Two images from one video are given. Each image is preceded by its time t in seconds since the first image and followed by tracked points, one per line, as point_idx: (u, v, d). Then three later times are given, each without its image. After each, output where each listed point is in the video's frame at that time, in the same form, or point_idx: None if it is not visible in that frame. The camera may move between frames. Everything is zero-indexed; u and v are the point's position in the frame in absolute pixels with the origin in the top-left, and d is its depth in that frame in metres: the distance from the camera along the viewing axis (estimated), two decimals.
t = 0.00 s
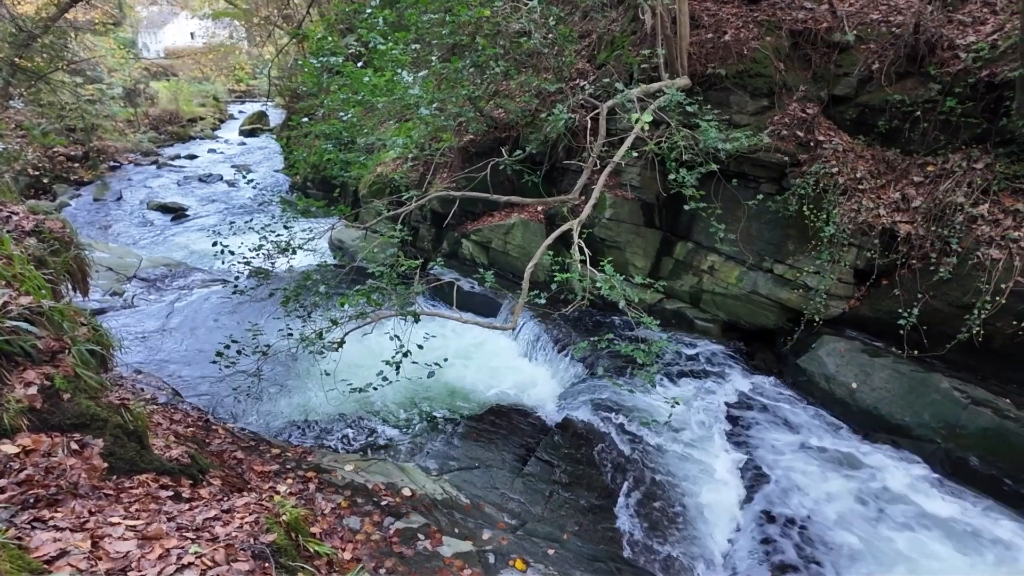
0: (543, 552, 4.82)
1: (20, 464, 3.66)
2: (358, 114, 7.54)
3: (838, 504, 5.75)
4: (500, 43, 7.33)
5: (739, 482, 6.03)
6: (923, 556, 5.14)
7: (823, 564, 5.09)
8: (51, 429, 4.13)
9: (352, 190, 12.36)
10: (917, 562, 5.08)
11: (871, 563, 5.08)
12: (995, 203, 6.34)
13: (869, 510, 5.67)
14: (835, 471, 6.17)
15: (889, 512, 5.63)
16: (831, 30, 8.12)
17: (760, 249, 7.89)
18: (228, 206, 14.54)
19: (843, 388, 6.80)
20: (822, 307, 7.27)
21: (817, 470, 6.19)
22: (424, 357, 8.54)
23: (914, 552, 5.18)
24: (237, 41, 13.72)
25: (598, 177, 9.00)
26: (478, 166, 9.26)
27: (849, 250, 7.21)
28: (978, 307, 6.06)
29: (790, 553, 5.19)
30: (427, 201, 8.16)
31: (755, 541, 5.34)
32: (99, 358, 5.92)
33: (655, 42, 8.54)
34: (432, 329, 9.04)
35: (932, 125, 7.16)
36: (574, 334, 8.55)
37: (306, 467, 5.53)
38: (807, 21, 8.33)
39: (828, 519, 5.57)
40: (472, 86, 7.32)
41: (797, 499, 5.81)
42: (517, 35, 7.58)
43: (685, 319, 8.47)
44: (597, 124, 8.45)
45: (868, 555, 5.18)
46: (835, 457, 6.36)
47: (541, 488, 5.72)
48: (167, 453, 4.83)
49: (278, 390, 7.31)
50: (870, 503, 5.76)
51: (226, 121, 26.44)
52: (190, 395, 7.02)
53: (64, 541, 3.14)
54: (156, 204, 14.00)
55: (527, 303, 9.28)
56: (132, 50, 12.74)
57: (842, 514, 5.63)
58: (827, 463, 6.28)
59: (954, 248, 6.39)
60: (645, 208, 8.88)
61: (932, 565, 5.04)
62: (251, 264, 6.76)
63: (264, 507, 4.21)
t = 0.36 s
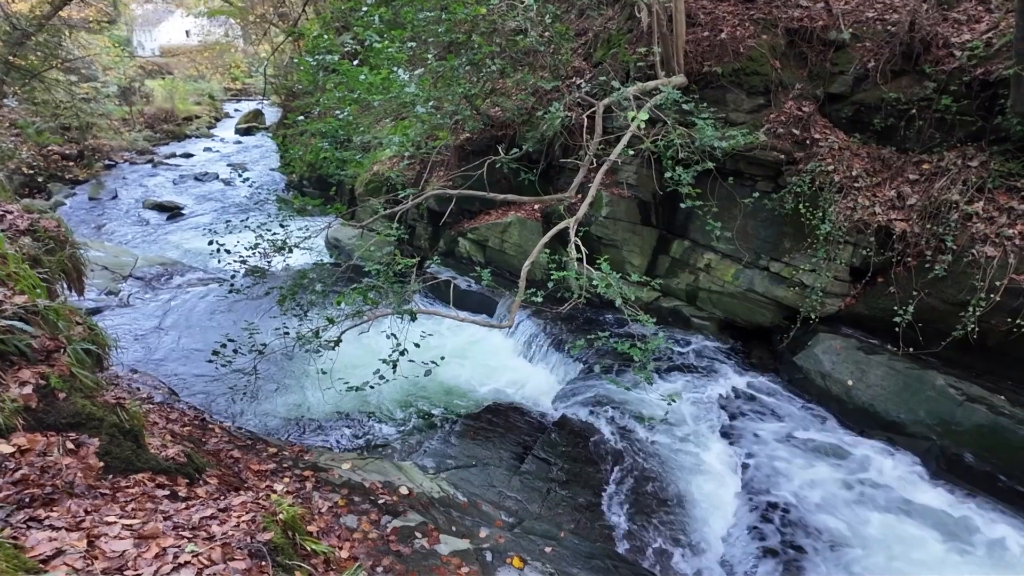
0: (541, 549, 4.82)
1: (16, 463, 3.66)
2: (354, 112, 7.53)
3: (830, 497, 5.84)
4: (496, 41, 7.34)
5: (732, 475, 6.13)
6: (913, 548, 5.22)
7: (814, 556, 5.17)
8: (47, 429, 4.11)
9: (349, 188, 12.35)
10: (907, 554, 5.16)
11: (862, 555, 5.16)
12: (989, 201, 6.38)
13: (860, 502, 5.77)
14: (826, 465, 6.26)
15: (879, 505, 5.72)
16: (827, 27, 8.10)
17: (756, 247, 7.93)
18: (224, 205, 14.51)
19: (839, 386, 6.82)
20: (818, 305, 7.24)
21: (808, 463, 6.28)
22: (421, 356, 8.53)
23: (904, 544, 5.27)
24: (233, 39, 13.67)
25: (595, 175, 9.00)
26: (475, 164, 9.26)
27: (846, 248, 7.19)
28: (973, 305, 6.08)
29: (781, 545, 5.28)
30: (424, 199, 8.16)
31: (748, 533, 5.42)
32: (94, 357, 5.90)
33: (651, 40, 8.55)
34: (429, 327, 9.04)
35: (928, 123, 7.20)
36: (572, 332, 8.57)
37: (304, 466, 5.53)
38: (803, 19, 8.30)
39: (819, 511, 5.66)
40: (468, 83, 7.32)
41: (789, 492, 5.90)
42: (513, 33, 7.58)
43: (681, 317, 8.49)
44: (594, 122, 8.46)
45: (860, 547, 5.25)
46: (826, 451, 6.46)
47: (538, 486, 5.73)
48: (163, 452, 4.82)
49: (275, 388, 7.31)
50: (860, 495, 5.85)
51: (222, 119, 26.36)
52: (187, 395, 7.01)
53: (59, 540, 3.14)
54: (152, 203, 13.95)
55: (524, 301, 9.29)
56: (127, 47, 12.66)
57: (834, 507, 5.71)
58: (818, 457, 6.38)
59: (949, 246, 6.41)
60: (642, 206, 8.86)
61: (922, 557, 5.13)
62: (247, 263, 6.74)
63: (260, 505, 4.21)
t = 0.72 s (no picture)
0: (538, 547, 4.83)
1: (11, 463, 3.65)
2: (350, 110, 7.50)
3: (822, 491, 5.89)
4: (492, 39, 7.35)
5: (727, 470, 6.16)
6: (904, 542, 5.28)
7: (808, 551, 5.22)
8: (42, 428, 4.10)
9: (345, 187, 12.34)
10: (898, 547, 5.22)
11: (848, 546, 5.24)
12: (984, 199, 6.40)
13: (852, 497, 5.82)
14: (818, 459, 6.33)
15: (869, 499, 5.79)
16: (823, 26, 8.15)
17: (753, 245, 7.94)
18: (219, 203, 14.47)
19: (835, 383, 6.84)
20: (814, 303, 7.27)
21: (800, 457, 6.36)
22: (417, 355, 8.54)
23: (895, 538, 5.33)
24: (229, 38, 13.61)
25: (591, 174, 9.01)
26: (471, 162, 9.26)
27: (841, 246, 7.24)
28: (967, 302, 6.11)
29: (777, 541, 5.32)
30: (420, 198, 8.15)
31: (742, 528, 5.46)
32: (90, 356, 5.89)
33: (647, 38, 8.54)
34: (425, 326, 9.03)
35: (923, 121, 7.22)
36: (568, 330, 8.58)
37: (300, 465, 5.53)
38: (798, 17, 8.35)
39: (813, 506, 5.71)
40: (465, 81, 7.32)
41: (783, 487, 5.94)
42: (509, 32, 7.58)
43: (678, 315, 8.51)
44: (590, 121, 8.46)
45: (853, 541, 5.30)
46: (818, 445, 6.52)
47: (535, 484, 5.73)
48: (159, 451, 4.81)
49: (271, 387, 7.30)
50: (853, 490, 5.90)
51: (217, 118, 26.35)
52: (183, 393, 6.99)
53: (55, 539, 3.13)
54: (147, 201, 13.91)
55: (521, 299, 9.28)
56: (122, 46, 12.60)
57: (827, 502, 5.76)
58: (811, 452, 6.44)
59: (944, 243, 6.44)
60: (638, 205, 8.91)
61: (913, 550, 5.19)
62: (243, 262, 6.71)
63: (257, 504, 4.21)
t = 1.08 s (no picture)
0: (535, 545, 4.84)
1: (7, 462, 3.64)
2: (346, 108, 7.49)
3: (819, 488, 5.90)
4: (488, 37, 7.37)
5: (727, 468, 6.16)
6: (904, 540, 5.27)
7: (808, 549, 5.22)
8: (38, 427, 4.09)
9: (342, 186, 12.33)
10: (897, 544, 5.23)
11: (835, 538, 5.32)
12: (980, 196, 6.42)
13: (850, 494, 5.83)
14: (812, 453, 6.39)
15: (861, 493, 5.84)
16: (819, 24, 8.17)
17: (749, 243, 7.96)
18: (216, 202, 14.43)
19: (831, 380, 6.86)
20: (810, 301, 7.30)
21: (793, 451, 6.43)
22: (415, 353, 8.53)
23: (893, 536, 5.33)
24: (225, 36, 13.56)
25: (588, 172, 9.01)
26: (468, 160, 9.25)
27: (837, 244, 7.25)
28: (963, 300, 6.14)
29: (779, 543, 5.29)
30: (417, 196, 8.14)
31: (741, 527, 5.45)
32: (86, 355, 5.88)
33: (644, 36, 8.53)
34: (422, 324, 9.03)
35: (919, 119, 7.23)
36: (565, 328, 8.58)
37: (298, 464, 5.53)
38: (795, 15, 8.35)
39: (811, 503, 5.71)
40: (461, 79, 7.31)
41: (780, 484, 5.96)
42: (506, 30, 7.58)
43: (675, 313, 8.53)
44: (587, 119, 8.46)
45: (849, 539, 5.32)
46: (814, 442, 6.54)
47: (533, 482, 5.74)
48: (156, 450, 4.81)
49: (269, 386, 7.29)
50: (850, 486, 5.91)
51: (213, 117, 26.29)
52: (180, 392, 6.99)
53: (51, 539, 3.13)
54: (143, 200, 13.88)
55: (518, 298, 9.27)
56: (117, 44, 12.55)
57: (825, 498, 5.77)
58: (808, 448, 6.45)
59: (940, 241, 6.46)
60: (635, 203, 8.90)
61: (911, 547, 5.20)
62: (239, 261, 6.69)
63: (254, 503, 4.20)
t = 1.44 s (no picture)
0: (532, 543, 4.85)
1: (2, 461, 3.63)
2: (342, 106, 7.45)
3: (815, 483, 5.93)
4: (484, 35, 7.40)
5: (723, 464, 6.18)
6: (896, 532, 5.32)
7: (804, 544, 5.24)
8: (33, 426, 4.08)
9: (338, 185, 12.31)
10: (891, 537, 5.27)
11: (824, 529, 5.38)
12: (975, 194, 6.44)
13: (845, 488, 5.85)
14: (804, 445, 6.46)
15: (851, 484, 5.90)
16: (814, 22, 8.19)
17: (745, 241, 7.98)
18: (211, 201, 14.38)
19: (827, 378, 6.89)
20: (806, 298, 7.32)
21: (785, 444, 6.49)
22: (412, 352, 8.53)
23: (888, 529, 5.36)
24: (220, 34, 13.52)
25: (585, 170, 9.01)
26: (465, 159, 9.25)
27: (833, 241, 7.28)
28: (958, 297, 6.17)
29: (775, 538, 5.31)
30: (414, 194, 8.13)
31: (738, 523, 5.47)
32: (81, 354, 5.86)
33: (640, 34, 8.54)
34: (418, 322, 9.02)
35: (914, 117, 7.25)
36: (562, 327, 8.59)
37: (295, 462, 5.52)
38: (790, 14, 8.37)
39: (807, 498, 5.74)
40: (458, 78, 7.32)
41: (776, 479, 5.98)
42: (502, 28, 7.58)
43: (671, 311, 8.54)
44: (583, 117, 8.46)
45: (839, 530, 5.37)
46: (809, 437, 6.57)
47: (530, 480, 5.75)
48: (152, 449, 4.80)
49: (265, 385, 7.28)
50: (845, 481, 5.94)
51: (209, 116, 26.24)
52: (176, 391, 6.98)
53: (47, 538, 3.12)
54: (138, 199, 13.83)
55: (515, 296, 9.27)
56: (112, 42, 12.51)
57: (821, 494, 5.79)
58: (803, 444, 6.48)
59: (935, 238, 6.49)
60: (631, 201, 8.91)
61: (906, 541, 5.23)
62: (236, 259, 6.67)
63: (251, 501, 4.20)
